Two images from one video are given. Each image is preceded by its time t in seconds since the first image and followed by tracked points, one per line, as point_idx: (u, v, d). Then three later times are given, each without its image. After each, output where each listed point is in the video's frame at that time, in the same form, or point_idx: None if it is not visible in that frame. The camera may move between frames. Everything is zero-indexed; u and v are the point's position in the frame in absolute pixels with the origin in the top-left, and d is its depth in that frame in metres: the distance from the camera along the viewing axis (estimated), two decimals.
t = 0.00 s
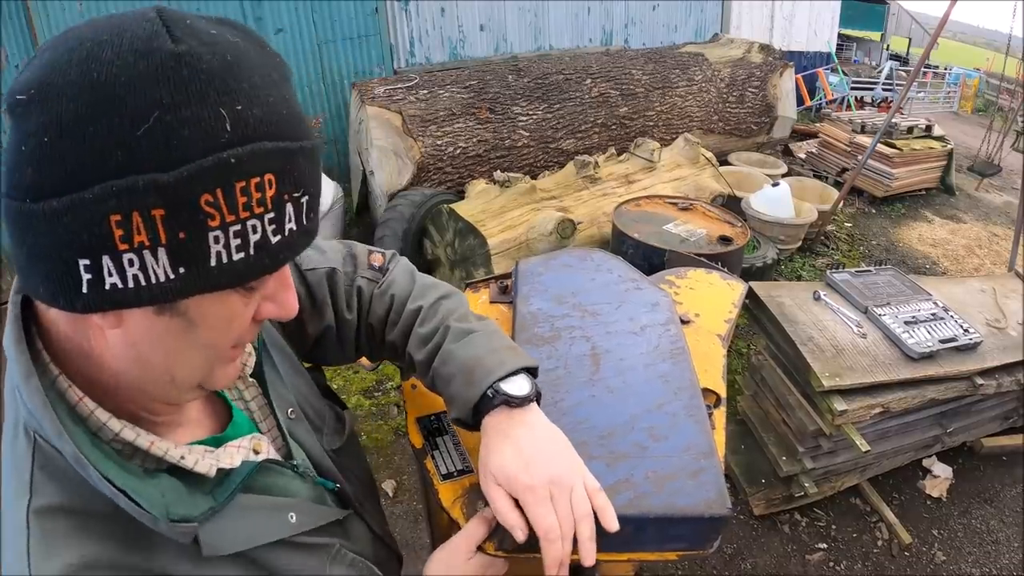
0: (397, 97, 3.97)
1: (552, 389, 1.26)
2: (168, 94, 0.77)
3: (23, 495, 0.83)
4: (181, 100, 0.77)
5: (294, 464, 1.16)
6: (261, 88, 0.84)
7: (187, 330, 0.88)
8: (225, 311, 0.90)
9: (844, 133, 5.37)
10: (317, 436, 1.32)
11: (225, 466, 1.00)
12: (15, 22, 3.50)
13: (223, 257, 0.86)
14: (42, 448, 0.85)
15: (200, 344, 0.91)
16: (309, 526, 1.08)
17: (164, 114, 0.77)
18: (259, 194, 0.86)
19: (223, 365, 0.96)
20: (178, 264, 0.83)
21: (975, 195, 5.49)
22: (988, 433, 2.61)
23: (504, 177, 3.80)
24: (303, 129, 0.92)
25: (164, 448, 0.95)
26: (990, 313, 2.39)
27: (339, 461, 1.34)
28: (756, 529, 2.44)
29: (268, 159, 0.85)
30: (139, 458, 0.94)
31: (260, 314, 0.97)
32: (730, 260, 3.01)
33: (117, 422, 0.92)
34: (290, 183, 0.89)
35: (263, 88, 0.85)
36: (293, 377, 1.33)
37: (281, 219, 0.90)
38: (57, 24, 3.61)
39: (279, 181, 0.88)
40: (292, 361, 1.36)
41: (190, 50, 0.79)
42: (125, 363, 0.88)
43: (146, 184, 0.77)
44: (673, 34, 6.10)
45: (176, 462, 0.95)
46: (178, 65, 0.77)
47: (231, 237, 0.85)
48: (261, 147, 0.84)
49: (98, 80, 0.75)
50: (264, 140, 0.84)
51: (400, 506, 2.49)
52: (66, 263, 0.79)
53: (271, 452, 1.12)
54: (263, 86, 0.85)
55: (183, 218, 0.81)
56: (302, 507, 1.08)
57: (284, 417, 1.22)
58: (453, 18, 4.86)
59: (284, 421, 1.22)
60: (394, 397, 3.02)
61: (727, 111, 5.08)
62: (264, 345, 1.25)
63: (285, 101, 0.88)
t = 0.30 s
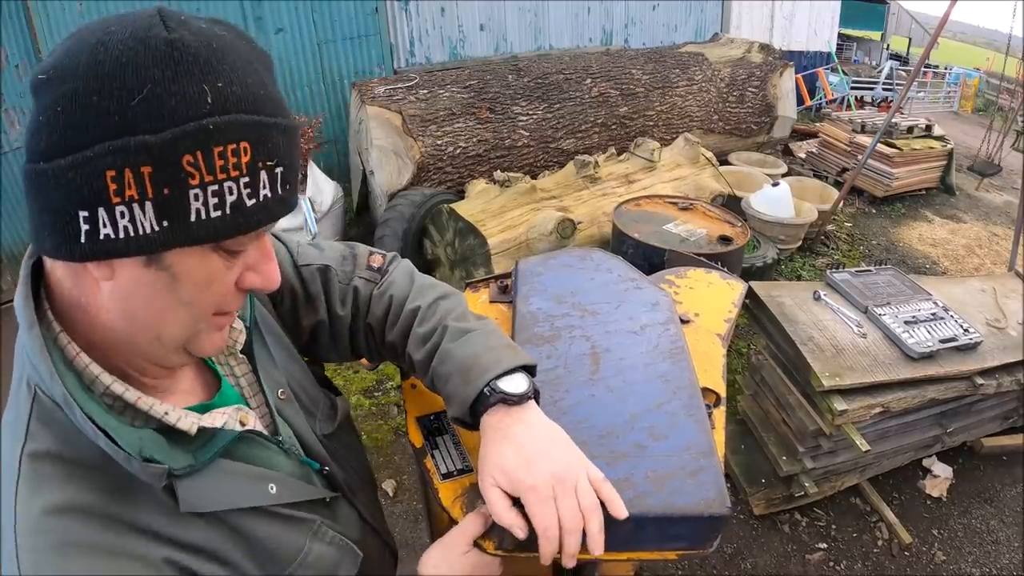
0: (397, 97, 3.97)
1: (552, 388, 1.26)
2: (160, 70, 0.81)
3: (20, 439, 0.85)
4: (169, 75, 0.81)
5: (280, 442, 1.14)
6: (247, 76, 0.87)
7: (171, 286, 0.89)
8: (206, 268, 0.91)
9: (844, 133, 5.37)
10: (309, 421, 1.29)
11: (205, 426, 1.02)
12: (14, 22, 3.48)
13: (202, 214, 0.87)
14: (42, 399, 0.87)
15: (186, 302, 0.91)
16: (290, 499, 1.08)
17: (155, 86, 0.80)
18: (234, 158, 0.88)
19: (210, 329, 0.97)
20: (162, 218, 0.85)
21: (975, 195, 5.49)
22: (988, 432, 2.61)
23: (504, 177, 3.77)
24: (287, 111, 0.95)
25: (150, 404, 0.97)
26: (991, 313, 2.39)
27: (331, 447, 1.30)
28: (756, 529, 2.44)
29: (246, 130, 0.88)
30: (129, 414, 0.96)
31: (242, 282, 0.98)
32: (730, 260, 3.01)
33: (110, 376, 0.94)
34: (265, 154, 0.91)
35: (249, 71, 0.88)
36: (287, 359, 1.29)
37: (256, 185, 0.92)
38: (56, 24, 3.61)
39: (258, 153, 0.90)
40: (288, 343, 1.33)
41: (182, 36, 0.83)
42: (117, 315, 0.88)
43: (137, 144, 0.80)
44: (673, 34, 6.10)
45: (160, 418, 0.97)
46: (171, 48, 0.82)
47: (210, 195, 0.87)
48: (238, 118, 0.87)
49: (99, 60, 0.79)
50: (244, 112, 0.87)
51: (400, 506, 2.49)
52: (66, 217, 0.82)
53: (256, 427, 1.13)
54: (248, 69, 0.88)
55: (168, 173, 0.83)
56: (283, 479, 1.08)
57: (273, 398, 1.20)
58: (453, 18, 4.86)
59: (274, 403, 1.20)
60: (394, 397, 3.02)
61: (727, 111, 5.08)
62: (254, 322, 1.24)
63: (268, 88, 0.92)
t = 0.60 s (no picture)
0: (397, 97, 3.97)
1: (551, 388, 1.26)
2: (182, 66, 0.81)
3: (32, 436, 0.85)
4: (188, 69, 0.82)
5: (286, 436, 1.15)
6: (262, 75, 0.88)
7: (184, 277, 0.88)
8: (219, 261, 0.91)
9: (844, 133, 5.37)
10: (312, 414, 1.29)
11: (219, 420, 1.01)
12: (15, 21, 3.48)
13: (216, 205, 0.87)
14: (53, 394, 0.87)
15: (197, 292, 0.90)
16: (296, 494, 1.07)
17: (176, 81, 0.81)
18: (250, 151, 0.88)
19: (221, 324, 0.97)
20: (177, 208, 0.85)
21: (975, 195, 5.49)
22: (988, 432, 2.61)
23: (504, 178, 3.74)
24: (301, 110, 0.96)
25: (163, 397, 0.96)
26: (990, 313, 2.39)
27: (334, 441, 1.31)
28: (756, 529, 2.44)
29: (263, 125, 0.88)
30: (141, 409, 0.97)
31: (253, 278, 0.97)
32: (730, 260, 3.01)
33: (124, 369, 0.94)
34: (279, 148, 0.92)
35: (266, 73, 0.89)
36: (292, 355, 1.30)
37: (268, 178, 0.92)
38: (57, 24, 3.60)
39: (274, 149, 0.91)
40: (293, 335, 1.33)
41: (202, 33, 0.84)
42: (129, 307, 0.88)
43: (156, 135, 0.81)
44: (673, 34, 6.10)
45: (172, 411, 0.96)
46: (193, 45, 0.83)
47: (224, 187, 0.87)
48: (254, 114, 0.87)
49: (122, 55, 0.80)
50: (260, 109, 0.88)
51: (400, 505, 2.49)
52: (83, 206, 0.83)
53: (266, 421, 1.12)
54: (265, 70, 0.89)
55: (185, 165, 0.84)
56: (291, 473, 1.07)
57: (279, 392, 1.21)
58: (453, 18, 4.86)
59: (280, 396, 1.20)
60: (394, 397, 3.02)
61: (727, 111, 5.08)
62: (263, 317, 1.24)
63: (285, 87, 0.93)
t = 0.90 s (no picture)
0: (396, 97, 3.98)
1: (551, 388, 1.26)
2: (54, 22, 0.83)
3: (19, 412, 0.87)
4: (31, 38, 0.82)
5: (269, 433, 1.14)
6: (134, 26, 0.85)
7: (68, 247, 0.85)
8: (96, 226, 0.84)
9: (844, 133, 5.38)
10: (305, 416, 1.29)
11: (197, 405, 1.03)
12: (14, 21, 3.43)
13: (53, 161, 0.82)
14: (42, 372, 0.90)
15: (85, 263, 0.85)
16: (275, 490, 1.06)
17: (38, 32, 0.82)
18: (69, 95, 0.82)
19: (129, 305, 0.88)
20: (29, 175, 0.84)
21: (975, 195, 5.49)
22: (988, 433, 2.61)
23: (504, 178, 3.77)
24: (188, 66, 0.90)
25: (145, 373, 1.00)
26: (990, 313, 2.40)
27: (325, 444, 1.31)
28: (756, 529, 2.44)
29: (104, 72, 0.82)
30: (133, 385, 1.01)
31: (165, 248, 0.88)
32: (730, 260, 3.02)
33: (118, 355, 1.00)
34: (128, 92, 0.84)
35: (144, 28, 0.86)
36: (286, 353, 1.30)
37: (95, 118, 0.82)
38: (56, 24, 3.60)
39: (120, 93, 0.83)
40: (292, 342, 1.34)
41: None
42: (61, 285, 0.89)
43: (11, 110, 0.83)
44: (673, 34, 6.10)
45: (155, 386, 0.99)
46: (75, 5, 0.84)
47: (54, 140, 0.82)
48: (98, 56, 0.82)
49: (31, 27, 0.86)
50: (113, 53, 0.83)
51: (400, 506, 2.49)
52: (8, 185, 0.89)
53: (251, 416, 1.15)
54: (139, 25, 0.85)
55: (25, 130, 0.83)
56: (270, 469, 1.07)
57: (269, 389, 1.21)
58: (453, 18, 4.87)
59: (269, 393, 1.20)
60: (394, 397, 3.02)
61: (727, 112, 5.08)
62: (257, 315, 1.24)
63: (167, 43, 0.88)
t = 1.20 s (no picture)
0: (396, 98, 3.98)
1: (551, 389, 1.26)
2: (115, 22, 0.93)
3: (21, 356, 0.90)
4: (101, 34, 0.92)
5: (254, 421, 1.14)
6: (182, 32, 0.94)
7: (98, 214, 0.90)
8: (122, 197, 0.90)
9: (844, 134, 5.38)
10: (295, 414, 1.28)
11: (185, 379, 1.03)
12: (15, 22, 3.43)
13: (98, 133, 0.89)
14: (49, 331, 0.92)
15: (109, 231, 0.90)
16: (252, 474, 1.07)
17: (101, 29, 0.92)
18: (122, 83, 0.90)
19: (140, 275, 0.93)
20: (76, 144, 0.90)
21: (975, 196, 5.50)
22: (987, 433, 2.62)
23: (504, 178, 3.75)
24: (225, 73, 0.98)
25: (140, 342, 1.01)
26: (990, 314, 2.40)
27: (314, 442, 1.30)
28: (756, 529, 2.44)
29: (154, 65, 0.91)
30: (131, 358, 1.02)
31: (181, 225, 0.93)
32: (730, 260, 3.02)
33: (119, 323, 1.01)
34: (171, 86, 0.91)
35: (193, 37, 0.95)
36: (282, 351, 1.29)
37: (141, 105, 0.89)
38: (56, 22, 3.60)
39: (165, 84, 0.91)
40: (293, 344, 1.34)
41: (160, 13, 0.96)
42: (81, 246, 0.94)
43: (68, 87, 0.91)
44: (673, 35, 6.10)
45: (147, 354, 1.01)
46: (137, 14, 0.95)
47: (102, 117, 0.89)
48: (151, 52, 0.91)
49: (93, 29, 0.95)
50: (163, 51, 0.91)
51: (400, 507, 2.49)
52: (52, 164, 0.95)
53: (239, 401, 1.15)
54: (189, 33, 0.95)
55: (78, 108, 0.90)
56: (250, 451, 1.07)
57: (259, 381, 1.20)
58: (453, 19, 4.87)
59: (259, 385, 1.20)
60: (394, 397, 3.03)
61: (727, 113, 5.08)
62: (253, 309, 1.25)
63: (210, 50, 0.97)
